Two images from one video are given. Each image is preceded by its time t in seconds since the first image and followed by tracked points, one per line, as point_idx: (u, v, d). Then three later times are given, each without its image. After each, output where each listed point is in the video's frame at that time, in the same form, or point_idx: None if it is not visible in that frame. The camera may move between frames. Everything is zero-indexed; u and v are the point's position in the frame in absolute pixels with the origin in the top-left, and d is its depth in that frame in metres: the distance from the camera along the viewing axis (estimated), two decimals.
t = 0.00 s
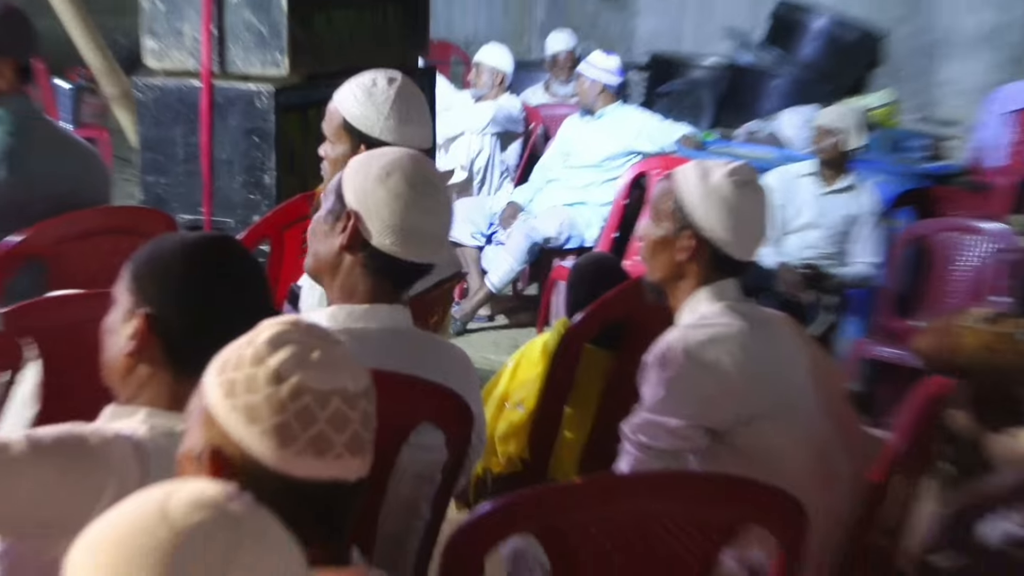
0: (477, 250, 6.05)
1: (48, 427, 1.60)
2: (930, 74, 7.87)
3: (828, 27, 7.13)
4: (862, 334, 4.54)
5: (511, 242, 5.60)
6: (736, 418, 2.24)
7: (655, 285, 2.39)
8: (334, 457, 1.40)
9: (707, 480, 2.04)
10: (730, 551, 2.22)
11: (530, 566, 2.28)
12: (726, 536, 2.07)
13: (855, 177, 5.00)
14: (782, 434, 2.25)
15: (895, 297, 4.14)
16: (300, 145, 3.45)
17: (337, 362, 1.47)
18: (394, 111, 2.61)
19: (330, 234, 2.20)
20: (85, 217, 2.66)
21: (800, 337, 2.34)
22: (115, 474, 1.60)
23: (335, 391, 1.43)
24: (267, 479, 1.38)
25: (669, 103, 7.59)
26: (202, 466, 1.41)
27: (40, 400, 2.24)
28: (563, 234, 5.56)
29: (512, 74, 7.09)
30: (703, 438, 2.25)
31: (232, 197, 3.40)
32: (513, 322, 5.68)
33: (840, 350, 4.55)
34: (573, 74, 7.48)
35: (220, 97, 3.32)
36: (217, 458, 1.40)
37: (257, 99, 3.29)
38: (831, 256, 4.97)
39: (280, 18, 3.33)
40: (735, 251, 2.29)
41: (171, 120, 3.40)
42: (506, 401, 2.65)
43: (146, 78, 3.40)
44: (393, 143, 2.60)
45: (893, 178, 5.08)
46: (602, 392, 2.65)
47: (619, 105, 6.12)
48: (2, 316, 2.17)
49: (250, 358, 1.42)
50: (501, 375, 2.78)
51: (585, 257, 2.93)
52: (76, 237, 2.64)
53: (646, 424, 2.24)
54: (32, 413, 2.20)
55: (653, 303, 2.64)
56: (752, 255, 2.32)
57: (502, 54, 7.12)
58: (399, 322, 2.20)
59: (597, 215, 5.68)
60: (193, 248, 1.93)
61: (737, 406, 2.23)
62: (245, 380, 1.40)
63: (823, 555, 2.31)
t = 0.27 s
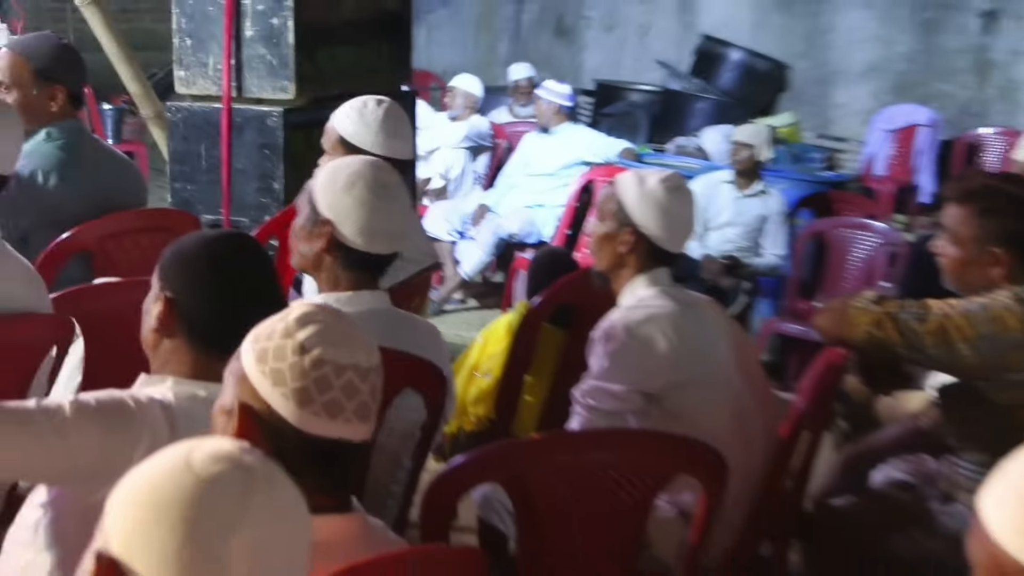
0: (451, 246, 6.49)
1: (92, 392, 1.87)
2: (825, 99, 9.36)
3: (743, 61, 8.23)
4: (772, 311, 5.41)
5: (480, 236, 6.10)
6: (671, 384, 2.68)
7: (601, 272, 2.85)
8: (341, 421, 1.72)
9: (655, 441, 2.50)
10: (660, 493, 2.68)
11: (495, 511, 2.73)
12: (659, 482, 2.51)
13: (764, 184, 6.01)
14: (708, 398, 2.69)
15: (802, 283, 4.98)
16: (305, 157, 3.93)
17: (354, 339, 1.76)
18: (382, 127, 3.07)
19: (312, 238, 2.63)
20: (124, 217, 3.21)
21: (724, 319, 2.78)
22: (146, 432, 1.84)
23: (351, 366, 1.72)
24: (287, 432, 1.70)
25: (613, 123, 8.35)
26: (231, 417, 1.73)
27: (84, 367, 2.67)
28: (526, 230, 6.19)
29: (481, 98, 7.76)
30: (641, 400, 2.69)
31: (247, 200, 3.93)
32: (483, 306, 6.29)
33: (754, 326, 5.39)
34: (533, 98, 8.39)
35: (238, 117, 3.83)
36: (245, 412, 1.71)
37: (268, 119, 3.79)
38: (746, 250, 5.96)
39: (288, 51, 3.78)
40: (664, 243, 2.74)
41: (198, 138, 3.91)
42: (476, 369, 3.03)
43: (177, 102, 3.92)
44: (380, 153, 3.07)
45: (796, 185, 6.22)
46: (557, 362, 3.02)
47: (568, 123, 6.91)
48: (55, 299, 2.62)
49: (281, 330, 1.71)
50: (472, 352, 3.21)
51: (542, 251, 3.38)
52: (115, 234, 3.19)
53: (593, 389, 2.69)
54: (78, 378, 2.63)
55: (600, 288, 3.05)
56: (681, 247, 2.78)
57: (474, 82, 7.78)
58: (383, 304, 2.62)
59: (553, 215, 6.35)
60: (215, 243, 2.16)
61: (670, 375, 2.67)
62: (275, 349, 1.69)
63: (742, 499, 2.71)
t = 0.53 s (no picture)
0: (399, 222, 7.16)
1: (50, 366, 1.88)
2: (759, 80, 10.13)
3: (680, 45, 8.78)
4: (707, 284, 6.07)
5: (427, 215, 6.78)
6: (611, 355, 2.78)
7: (544, 248, 2.95)
8: (302, 395, 1.82)
9: (604, 408, 2.56)
10: (602, 460, 2.78)
11: (442, 478, 2.82)
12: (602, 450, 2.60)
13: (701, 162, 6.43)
14: (647, 367, 2.80)
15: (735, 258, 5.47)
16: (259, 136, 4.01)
17: (318, 318, 1.87)
18: (332, 108, 3.15)
19: (250, 224, 2.67)
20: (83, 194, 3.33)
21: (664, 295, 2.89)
22: (105, 402, 1.86)
23: (314, 343, 1.83)
24: (248, 402, 1.78)
25: (555, 103, 8.98)
26: (192, 382, 1.79)
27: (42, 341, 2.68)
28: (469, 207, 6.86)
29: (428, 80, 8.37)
30: (584, 370, 2.78)
31: (203, 180, 3.99)
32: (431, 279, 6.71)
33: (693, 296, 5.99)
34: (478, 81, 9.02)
35: (191, 98, 3.91)
36: (209, 380, 1.77)
37: (220, 100, 3.86)
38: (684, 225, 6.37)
39: (240, 33, 3.88)
40: (605, 219, 2.85)
41: (153, 118, 4.01)
42: (425, 341, 3.08)
43: (132, 82, 4.03)
44: (329, 132, 3.14)
45: (730, 163, 6.70)
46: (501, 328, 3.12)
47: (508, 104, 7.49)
48: (14, 276, 2.66)
49: (250, 304, 1.81)
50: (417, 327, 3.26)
51: (489, 229, 3.49)
52: (73, 211, 3.32)
53: (539, 359, 2.77)
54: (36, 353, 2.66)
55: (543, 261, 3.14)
56: (620, 223, 2.90)
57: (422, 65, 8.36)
58: (330, 275, 2.73)
59: (496, 193, 6.96)
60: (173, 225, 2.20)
61: (612, 346, 2.77)
62: (244, 323, 1.79)
63: (680, 467, 2.81)
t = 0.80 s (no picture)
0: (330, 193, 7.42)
1: None
2: (687, 50, 10.14)
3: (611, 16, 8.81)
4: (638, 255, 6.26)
5: (358, 186, 7.16)
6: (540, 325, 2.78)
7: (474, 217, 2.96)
8: (233, 367, 1.81)
9: (536, 379, 2.53)
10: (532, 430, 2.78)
11: (373, 450, 2.81)
12: (533, 420, 2.57)
13: (630, 133, 6.64)
14: (576, 336, 2.81)
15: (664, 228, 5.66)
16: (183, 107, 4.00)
17: (251, 290, 1.86)
18: (260, 80, 3.13)
19: (164, 193, 2.66)
20: (6, 165, 3.28)
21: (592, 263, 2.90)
22: (30, 374, 1.86)
23: (245, 315, 1.83)
24: (179, 374, 1.78)
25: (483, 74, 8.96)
26: (124, 353, 1.80)
27: None
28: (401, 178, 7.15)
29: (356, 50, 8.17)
30: (514, 340, 2.77)
31: (128, 148, 4.01)
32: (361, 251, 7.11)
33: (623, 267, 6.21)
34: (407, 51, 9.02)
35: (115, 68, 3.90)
36: (140, 351, 1.78)
37: (145, 70, 3.86)
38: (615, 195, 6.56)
39: (165, 5, 3.88)
40: (535, 190, 2.85)
41: (76, 89, 3.99)
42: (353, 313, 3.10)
43: (54, 53, 4.02)
44: (255, 104, 3.12)
45: (659, 133, 6.83)
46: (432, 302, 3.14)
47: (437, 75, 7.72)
48: None
49: (181, 276, 1.81)
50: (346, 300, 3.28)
51: (420, 200, 3.53)
52: None
53: (469, 330, 2.74)
54: None
55: (471, 231, 3.17)
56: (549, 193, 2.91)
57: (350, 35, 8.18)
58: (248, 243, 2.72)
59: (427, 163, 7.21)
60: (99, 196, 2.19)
61: (542, 316, 2.76)
62: (174, 294, 1.79)
63: (610, 437, 2.84)
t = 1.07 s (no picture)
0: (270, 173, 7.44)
1: None
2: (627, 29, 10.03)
3: None
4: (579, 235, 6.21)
5: (299, 166, 7.17)
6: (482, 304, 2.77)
7: (415, 197, 2.95)
8: (172, 349, 1.79)
9: (479, 358, 2.50)
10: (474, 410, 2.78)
11: (314, 430, 2.79)
12: (475, 399, 2.54)
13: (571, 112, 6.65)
14: (518, 315, 2.81)
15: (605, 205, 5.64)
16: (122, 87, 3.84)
17: (191, 271, 1.85)
18: (200, 60, 3.19)
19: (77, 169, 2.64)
20: None
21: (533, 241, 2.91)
22: None
23: (185, 296, 1.82)
24: (116, 356, 1.77)
25: (425, 52, 8.85)
26: (61, 335, 1.80)
27: None
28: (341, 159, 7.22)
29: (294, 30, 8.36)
30: (456, 320, 2.77)
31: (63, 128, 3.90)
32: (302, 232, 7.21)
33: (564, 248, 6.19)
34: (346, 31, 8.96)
35: (50, 47, 3.68)
36: (77, 333, 1.78)
37: (82, 49, 3.67)
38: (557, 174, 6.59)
39: None
40: (477, 170, 2.85)
41: (11, 69, 3.77)
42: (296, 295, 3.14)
43: None
44: (195, 85, 3.19)
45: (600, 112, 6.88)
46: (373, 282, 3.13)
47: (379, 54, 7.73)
48: None
49: (119, 257, 1.80)
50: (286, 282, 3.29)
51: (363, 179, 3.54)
52: None
53: (409, 310, 2.73)
54: None
55: (414, 211, 3.17)
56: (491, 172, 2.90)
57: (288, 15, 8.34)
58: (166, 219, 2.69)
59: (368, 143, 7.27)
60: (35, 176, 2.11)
61: (483, 295, 2.76)
62: (111, 276, 1.78)
63: (552, 413, 2.87)
